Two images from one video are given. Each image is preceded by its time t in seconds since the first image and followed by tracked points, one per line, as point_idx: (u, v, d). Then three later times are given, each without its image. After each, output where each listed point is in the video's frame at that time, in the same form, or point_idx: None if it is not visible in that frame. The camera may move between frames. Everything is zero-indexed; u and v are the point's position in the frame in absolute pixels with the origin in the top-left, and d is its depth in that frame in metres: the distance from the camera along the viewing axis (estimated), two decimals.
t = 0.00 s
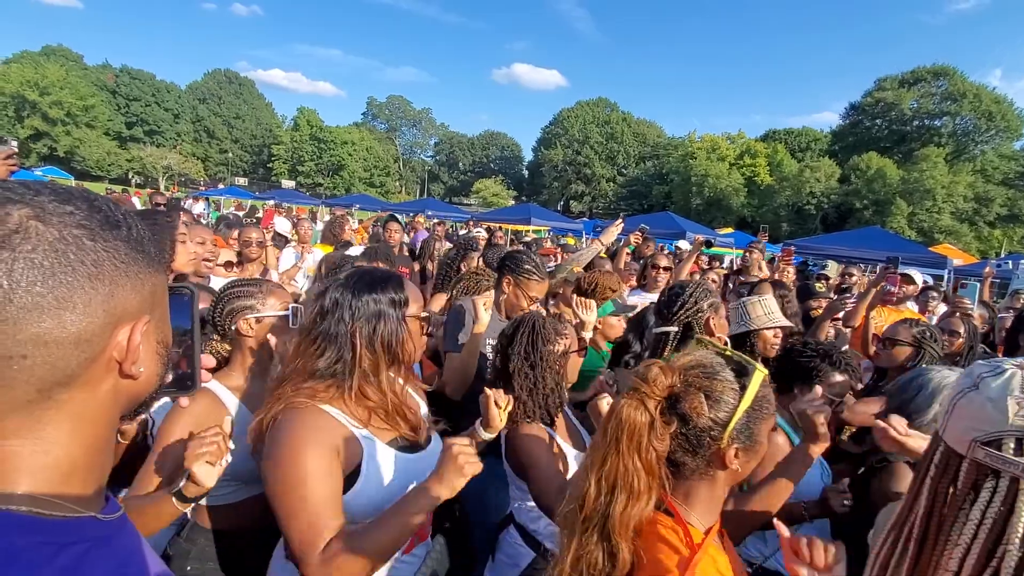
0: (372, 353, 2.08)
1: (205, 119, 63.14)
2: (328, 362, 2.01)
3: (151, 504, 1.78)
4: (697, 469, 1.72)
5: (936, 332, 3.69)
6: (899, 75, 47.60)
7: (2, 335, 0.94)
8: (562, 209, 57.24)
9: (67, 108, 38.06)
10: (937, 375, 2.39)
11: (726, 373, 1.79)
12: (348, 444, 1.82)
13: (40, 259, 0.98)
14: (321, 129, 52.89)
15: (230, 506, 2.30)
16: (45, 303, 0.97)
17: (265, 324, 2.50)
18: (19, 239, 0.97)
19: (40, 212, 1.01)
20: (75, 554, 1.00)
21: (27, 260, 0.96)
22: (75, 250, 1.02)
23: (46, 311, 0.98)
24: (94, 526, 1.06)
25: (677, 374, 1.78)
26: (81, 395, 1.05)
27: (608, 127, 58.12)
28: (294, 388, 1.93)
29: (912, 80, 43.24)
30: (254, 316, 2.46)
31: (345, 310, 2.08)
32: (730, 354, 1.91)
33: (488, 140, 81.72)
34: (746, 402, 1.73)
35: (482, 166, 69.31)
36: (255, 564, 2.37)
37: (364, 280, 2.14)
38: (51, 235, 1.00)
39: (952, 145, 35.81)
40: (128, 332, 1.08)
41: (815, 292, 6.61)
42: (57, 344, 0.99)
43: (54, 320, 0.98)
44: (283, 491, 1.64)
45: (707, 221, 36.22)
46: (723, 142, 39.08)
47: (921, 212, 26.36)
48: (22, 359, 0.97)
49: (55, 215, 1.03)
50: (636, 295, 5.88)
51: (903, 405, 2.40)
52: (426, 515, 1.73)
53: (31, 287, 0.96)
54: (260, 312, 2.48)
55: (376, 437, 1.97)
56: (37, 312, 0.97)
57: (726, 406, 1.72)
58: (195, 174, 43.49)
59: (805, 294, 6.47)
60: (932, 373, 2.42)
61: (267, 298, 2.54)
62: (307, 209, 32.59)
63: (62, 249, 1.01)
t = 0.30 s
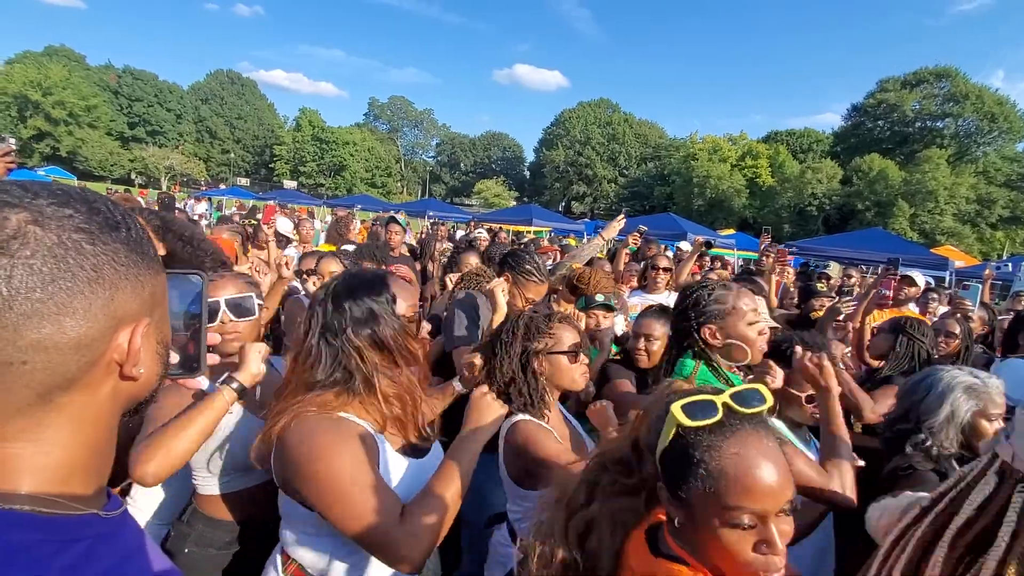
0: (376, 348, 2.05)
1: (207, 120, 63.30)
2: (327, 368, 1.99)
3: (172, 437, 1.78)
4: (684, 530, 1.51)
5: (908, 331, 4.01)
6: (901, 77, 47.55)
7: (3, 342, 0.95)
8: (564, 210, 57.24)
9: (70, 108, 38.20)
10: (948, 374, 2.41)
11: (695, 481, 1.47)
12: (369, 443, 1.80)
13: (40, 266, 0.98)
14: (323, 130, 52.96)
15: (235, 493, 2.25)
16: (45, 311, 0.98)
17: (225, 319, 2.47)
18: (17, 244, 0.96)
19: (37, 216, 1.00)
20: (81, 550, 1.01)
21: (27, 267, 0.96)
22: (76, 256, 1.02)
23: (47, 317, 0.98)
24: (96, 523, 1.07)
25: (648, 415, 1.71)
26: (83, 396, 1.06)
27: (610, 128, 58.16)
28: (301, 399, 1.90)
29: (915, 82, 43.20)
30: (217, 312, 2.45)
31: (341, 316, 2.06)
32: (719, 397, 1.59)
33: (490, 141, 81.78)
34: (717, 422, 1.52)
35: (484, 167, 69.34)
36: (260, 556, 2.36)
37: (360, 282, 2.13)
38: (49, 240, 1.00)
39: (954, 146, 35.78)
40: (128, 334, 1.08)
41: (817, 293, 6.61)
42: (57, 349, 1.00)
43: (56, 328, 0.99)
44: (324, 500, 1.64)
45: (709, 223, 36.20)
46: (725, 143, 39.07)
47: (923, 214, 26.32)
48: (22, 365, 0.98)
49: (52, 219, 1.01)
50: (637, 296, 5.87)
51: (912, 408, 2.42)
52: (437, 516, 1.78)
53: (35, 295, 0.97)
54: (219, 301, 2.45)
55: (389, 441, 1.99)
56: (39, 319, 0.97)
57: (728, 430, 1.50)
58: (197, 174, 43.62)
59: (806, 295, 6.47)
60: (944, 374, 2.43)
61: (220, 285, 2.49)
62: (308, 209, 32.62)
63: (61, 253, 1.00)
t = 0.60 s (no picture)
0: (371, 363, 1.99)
1: (208, 120, 63.36)
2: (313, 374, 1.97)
3: (159, 433, 1.81)
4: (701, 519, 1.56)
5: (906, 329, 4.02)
6: (902, 77, 47.50)
7: (8, 352, 0.95)
8: (565, 211, 57.21)
9: (71, 109, 38.29)
10: (953, 392, 2.38)
11: (719, 465, 1.52)
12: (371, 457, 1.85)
13: (45, 278, 0.97)
14: (324, 130, 52.95)
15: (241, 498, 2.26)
16: (51, 321, 0.98)
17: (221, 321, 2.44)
18: (20, 255, 0.95)
19: (37, 225, 0.98)
20: (87, 551, 1.00)
21: (30, 279, 0.96)
22: (80, 264, 1.01)
23: (52, 328, 0.98)
24: (102, 524, 1.06)
25: (668, 402, 1.78)
26: (90, 401, 1.07)
27: (610, 128, 58.16)
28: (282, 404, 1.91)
29: (916, 81, 43.13)
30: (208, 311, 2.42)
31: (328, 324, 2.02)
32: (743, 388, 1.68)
33: (491, 141, 81.76)
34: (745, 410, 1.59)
35: (485, 167, 69.31)
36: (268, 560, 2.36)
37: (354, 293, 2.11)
38: (52, 250, 0.98)
39: (955, 146, 35.75)
40: (134, 338, 1.09)
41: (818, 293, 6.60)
42: (64, 359, 1.00)
43: (62, 337, 0.99)
44: (320, 510, 1.65)
45: (710, 223, 36.14)
46: (726, 143, 39.05)
47: (925, 214, 26.26)
48: (30, 375, 0.98)
49: (54, 228, 1.00)
50: (637, 296, 5.85)
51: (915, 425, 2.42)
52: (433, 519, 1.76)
53: (41, 306, 0.96)
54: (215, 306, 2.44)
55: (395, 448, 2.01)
56: (45, 329, 0.97)
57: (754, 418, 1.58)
58: (199, 175, 43.65)
59: (807, 296, 6.46)
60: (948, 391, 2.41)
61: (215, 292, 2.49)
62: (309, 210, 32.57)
63: (64, 263, 0.99)
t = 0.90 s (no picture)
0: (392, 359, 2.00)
1: (208, 122, 63.43)
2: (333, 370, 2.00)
3: (161, 447, 1.82)
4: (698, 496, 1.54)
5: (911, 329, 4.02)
6: (903, 78, 47.54)
7: (37, 366, 0.95)
8: (565, 211, 57.25)
9: (72, 111, 38.42)
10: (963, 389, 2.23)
11: (712, 438, 1.52)
12: (374, 454, 1.80)
13: (73, 293, 0.96)
14: (324, 131, 52.98)
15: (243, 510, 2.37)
16: (80, 335, 0.98)
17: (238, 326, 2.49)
18: (49, 270, 0.94)
19: (65, 239, 0.97)
20: (108, 555, 1.03)
21: (58, 294, 0.95)
22: (107, 277, 1.00)
23: (79, 341, 0.97)
24: (121, 527, 1.08)
25: (664, 378, 1.78)
26: (115, 408, 1.07)
27: (610, 129, 58.21)
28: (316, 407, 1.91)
29: (917, 82, 43.20)
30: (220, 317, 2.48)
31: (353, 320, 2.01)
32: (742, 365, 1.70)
33: (491, 142, 81.81)
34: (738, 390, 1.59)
35: (485, 169, 69.38)
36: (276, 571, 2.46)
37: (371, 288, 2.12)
38: (79, 264, 0.97)
39: (956, 147, 35.78)
40: (157, 345, 1.09)
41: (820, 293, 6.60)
42: (91, 371, 1.00)
43: (89, 350, 0.99)
44: (318, 501, 1.63)
45: (710, 224, 36.15)
46: (726, 144, 39.05)
47: (925, 215, 26.29)
48: (57, 387, 0.98)
49: (80, 242, 0.98)
50: (639, 297, 5.85)
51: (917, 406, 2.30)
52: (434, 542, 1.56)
53: (70, 320, 0.96)
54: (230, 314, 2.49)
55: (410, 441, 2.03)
56: (71, 342, 0.97)
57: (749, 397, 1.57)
58: (200, 176, 43.69)
59: (810, 296, 6.46)
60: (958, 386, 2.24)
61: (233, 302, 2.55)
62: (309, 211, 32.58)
63: (92, 277, 0.98)
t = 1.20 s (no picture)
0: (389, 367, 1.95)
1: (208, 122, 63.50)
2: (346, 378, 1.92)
3: (193, 432, 1.84)
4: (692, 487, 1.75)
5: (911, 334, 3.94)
6: (903, 78, 47.55)
7: (48, 373, 0.96)
8: (565, 212, 57.27)
9: (72, 111, 38.49)
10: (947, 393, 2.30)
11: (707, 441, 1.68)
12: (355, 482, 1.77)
13: (86, 302, 0.97)
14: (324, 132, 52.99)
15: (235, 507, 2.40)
16: (90, 342, 0.99)
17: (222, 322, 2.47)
18: (61, 279, 0.94)
19: (77, 248, 0.97)
20: (108, 557, 1.04)
21: (71, 304, 0.95)
22: (118, 285, 1.01)
23: (91, 348, 0.99)
24: (121, 529, 1.09)
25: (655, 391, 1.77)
26: (120, 411, 1.09)
27: (610, 129, 58.22)
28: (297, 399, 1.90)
29: (916, 83, 43.22)
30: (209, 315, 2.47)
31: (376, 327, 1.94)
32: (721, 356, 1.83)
33: (491, 142, 81.82)
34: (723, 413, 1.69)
35: (485, 169, 69.39)
36: None
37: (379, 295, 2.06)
38: (90, 272, 0.97)
39: (956, 147, 35.76)
40: (163, 349, 1.11)
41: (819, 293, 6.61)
42: (99, 378, 1.01)
43: (99, 357, 1.00)
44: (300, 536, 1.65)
45: (709, 224, 36.14)
46: (726, 144, 39.01)
47: (925, 215, 26.33)
48: (67, 394, 0.99)
49: (92, 250, 0.98)
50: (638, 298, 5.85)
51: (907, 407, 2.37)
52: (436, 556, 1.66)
53: (82, 329, 0.97)
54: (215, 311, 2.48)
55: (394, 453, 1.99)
56: (83, 350, 0.98)
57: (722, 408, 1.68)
58: (199, 177, 43.71)
59: (810, 296, 6.48)
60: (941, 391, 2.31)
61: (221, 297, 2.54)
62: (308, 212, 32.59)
63: (102, 285, 0.99)
